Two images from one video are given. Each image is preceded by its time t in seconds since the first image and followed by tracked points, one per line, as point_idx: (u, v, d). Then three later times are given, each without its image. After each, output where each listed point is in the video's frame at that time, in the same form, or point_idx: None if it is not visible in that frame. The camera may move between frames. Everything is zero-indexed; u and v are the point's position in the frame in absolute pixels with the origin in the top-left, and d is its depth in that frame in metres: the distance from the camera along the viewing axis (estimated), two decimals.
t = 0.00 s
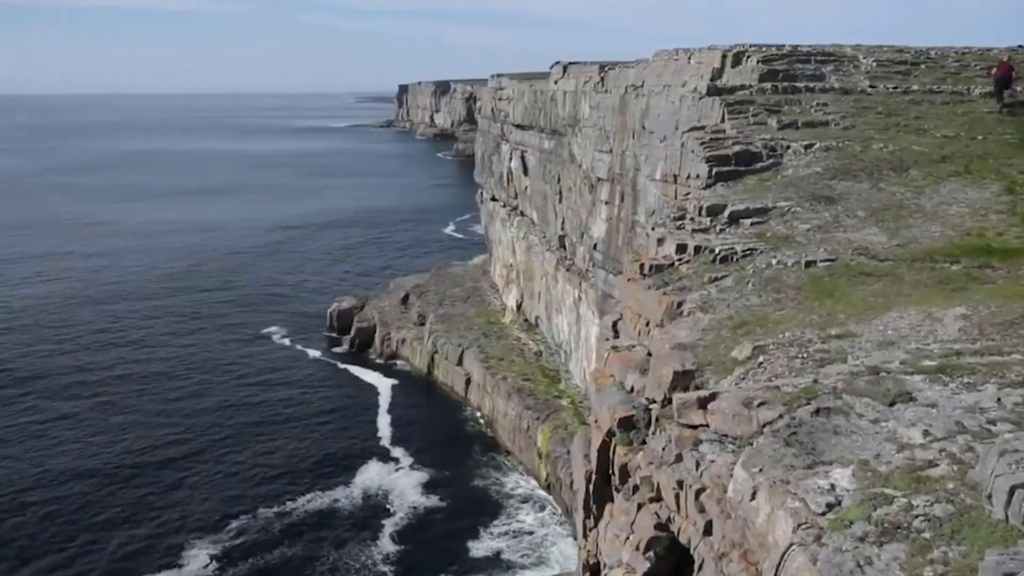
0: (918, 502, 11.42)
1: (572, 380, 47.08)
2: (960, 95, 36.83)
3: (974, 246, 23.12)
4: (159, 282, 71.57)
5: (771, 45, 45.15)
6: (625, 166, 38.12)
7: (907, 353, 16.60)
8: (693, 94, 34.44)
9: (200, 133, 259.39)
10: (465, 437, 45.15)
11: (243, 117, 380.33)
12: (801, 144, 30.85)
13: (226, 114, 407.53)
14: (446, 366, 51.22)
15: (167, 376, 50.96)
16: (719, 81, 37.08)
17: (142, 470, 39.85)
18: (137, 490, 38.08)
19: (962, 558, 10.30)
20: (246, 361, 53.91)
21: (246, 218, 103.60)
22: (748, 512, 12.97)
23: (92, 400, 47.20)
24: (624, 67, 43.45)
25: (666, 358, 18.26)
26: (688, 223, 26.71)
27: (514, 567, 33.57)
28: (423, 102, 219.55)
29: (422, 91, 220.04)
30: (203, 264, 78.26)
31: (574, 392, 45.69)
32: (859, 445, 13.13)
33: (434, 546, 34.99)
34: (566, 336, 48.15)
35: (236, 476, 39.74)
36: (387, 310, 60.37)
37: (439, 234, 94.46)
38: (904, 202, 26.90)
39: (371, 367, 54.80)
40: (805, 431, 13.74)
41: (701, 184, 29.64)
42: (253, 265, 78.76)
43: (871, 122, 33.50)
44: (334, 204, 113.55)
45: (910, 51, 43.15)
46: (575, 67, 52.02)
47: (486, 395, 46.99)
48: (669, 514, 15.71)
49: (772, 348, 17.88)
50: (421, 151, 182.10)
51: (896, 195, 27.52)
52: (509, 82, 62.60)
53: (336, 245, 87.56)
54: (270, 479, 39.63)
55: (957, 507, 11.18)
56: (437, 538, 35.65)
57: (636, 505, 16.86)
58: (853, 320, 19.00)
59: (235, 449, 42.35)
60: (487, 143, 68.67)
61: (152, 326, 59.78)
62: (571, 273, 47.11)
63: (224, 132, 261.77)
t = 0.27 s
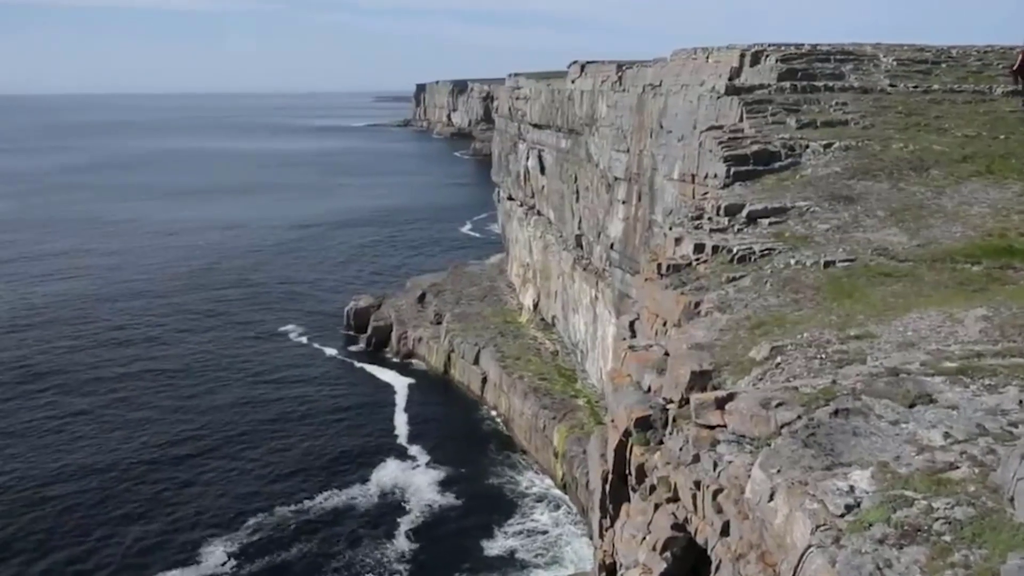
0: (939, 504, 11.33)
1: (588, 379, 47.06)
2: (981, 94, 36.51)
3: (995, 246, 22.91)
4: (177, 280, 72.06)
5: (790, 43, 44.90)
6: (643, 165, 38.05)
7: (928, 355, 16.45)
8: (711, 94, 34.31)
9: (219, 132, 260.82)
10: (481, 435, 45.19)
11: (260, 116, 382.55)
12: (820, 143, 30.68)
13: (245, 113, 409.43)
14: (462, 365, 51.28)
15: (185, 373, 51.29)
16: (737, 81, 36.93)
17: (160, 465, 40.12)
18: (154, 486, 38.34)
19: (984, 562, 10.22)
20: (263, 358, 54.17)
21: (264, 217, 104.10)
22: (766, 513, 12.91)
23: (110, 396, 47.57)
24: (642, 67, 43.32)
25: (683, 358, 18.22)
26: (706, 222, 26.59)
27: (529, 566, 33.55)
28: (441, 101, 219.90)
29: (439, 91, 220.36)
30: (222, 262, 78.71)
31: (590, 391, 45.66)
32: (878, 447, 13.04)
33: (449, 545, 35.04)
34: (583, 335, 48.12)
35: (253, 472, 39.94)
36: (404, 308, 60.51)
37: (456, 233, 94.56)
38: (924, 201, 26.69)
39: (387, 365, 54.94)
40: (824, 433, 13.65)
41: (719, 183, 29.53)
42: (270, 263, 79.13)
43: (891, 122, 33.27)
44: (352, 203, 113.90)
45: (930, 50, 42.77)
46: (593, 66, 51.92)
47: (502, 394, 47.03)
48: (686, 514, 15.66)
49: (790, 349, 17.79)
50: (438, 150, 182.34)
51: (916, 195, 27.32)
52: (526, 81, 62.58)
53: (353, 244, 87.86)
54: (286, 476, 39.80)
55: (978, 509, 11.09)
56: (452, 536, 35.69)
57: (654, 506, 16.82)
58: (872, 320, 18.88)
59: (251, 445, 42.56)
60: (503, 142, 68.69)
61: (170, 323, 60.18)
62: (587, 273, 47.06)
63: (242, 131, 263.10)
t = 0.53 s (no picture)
0: (956, 507, 11.26)
1: (602, 379, 47.02)
2: (1000, 93, 36.21)
3: (1014, 247, 22.73)
4: (192, 278, 72.44)
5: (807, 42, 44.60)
6: (658, 165, 37.93)
7: (944, 356, 16.34)
8: (726, 93, 34.18)
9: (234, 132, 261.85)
10: (495, 434, 45.20)
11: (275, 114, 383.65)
12: (836, 143, 30.51)
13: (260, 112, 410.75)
14: (476, 364, 51.31)
15: (199, 370, 51.55)
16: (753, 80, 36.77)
17: (174, 462, 40.33)
18: (168, 482, 38.54)
19: (1002, 565, 10.15)
20: (277, 356, 54.37)
21: (279, 216, 104.48)
22: (781, 514, 12.84)
23: (124, 393, 47.85)
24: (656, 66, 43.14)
25: (698, 358, 18.16)
26: (722, 222, 26.49)
27: (541, 566, 33.52)
28: (456, 100, 220.08)
29: (454, 90, 220.56)
30: (237, 261, 79.06)
31: (603, 391, 45.61)
32: (895, 448, 12.96)
33: (461, 543, 35.06)
34: (597, 335, 48.07)
35: (266, 469, 40.10)
36: (418, 307, 60.58)
37: (470, 232, 94.59)
38: (942, 201, 26.51)
39: (401, 364, 55.00)
40: (840, 434, 13.57)
41: (735, 183, 29.42)
42: (285, 262, 79.41)
43: (908, 121, 33.05)
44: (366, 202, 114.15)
45: (948, 48, 42.42)
46: (608, 65, 51.74)
47: (516, 393, 47.04)
48: (700, 515, 15.61)
49: (806, 349, 17.69)
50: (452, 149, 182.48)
51: (934, 195, 27.15)
52: (540, 80, 62.51)
53: (368, 243, 88.05)
54: (300, 473, 39.92)
55: (997, 512, 11.01)
56: (465, 534, 35.72)
57: (668, 506, 16.77)
58: (889, 321, 18.76)
59: (264, 442, 42.71)
60: (518, 142, 68.64)
61: (184, 321, 60.49)
62: (602, 273, 46.98)
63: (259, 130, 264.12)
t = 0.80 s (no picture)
0: (976, 510, 11.16)
1: (618, 379, 46.97)
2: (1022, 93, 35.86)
3: None
4: (209, 276, 72.87)
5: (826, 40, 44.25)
6: (675, 164, 37.83)
7: (964, 357, 16.21)
8: (744, 92, 34.02)
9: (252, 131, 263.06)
10: (510, 432, 45.21)
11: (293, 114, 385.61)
12: (855, 143, 30.32)
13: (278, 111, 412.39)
14: (492, 363, 51.35)
15: (215, 366, 51.85)
16: (771, 79, 36.58)
17: (190, 457, 40.64)
18: (185, 477, 38.79)
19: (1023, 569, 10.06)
20: (293, 354, 54.62)
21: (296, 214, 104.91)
22: (799, 515, 12.79)
23: (141, 389, 48.20)
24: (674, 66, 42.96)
25: (715, 358, 18.12)
26: (739, 222, 26.38)
27: (555, 565, 33.48)
28: (473, 100, 220.29)
29: (471, 89, 220.60)
30: (254, 259, 79.46)
31: (619, 391, 45.57)
32: (914, 450, 12.87)
33: (476, 541, 35.08)
34: (613, 335, 48.01)
35: (282, 465, 40.29)
36: (434, 305, 60.66)
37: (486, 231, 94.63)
38: (962, 202, 26.32)
39: (416, 362, 55.10)
40: (858, 435, 13.50)
41: (752, 183, 29.30)
42: (302, 260, 79.74)
43: (928, 121, 32.81)
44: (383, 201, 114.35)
45: (969, 47, 42.00)
46: (625, 63, 51.55)
47: (531, 392, 47.05)
48: (717, 516, 15.57)
49: (824, 350, 17.59)
50: (469, 148, 182.64)
51: (954, 195, 26.94)
52: (557, 79, 62.37)
53: (384, 241, 88.27)
54: (315, 470, 40.07)
55: (1018, 516, 10.91)
56: (479, 533, 35.74)
57: (683, 506, 16.74)
58: (908, 323, 18.61)
59: (279, 439, 42.90)
60: (535, 141, 68.57)
61: (201, 318, 60.86)
62: (618, 272, 46.90)
63: (277, 129, 265.14)
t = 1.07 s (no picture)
0: (997, 513, 11.05)
1: (634, 378, 46.88)
2: None
3: None
4: (227, 273, 73.30)
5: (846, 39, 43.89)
6: (692, 163, 37.66)
7: (985, 359, 16.06)
8: (762, 91, 33.83)
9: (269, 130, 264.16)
10: (526, 431, 45.18)
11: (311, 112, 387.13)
12: (874, 142, 30.09)
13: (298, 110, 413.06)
14: (508, 362, 51.34)
15: (231, 363, 52.15)
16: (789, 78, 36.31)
17: (206, 452, 40.86)
18: (200, 473, 38.99)
19: None
20: (309, 351, 54.81)
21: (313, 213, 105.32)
22: (816, 516, 12.70)
23: (158, 384, 48.53)
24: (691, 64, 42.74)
25: (732, 358, 18.02)
26: (756, 221, 26.24)
27: (569, 565, 33.41)
28: (490, 99, 220.31)
29: (488, 88, 220.62)
30: (271, 257, 79.78)
31: (635, 391, 45.49)
32: (933, 452, 12.75)
33: (491, 540, 35.07)
34: (629, 334, 47.91)
35: (298, 462, 40.46)
36: (450, 304, 60.69)
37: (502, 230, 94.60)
38: (983, 202, 26.08)
39: (432, 361, 55.14)
40: (877, 437, 13.40)
41: (770, 182, 29.14)
42: (319, 258, 80.00)
43: (950, 120, 32.53)
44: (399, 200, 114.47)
45: (991, 45, 41.56)
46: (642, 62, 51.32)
47: (547, 392, 47.02)
48: (734, 516, 15.51)
49: (842, 350, 17.47)
50: (486, 147, 182.70)
51: (975, 195, 26.71)
52: (574, 78, 62.20)
53: (401, 240, 88.44)
54: (330, 466, 40.21)
55: None
56: (494, 531, 35.73)
57: (700, 506, 16.66)
58: (927, 324, 18.47)
59: (295, 435, 43.06)
60: (552, 140, 68.47)
61: (218, 315, 61.18)
62: (634, 271, 46.76)
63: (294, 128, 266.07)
